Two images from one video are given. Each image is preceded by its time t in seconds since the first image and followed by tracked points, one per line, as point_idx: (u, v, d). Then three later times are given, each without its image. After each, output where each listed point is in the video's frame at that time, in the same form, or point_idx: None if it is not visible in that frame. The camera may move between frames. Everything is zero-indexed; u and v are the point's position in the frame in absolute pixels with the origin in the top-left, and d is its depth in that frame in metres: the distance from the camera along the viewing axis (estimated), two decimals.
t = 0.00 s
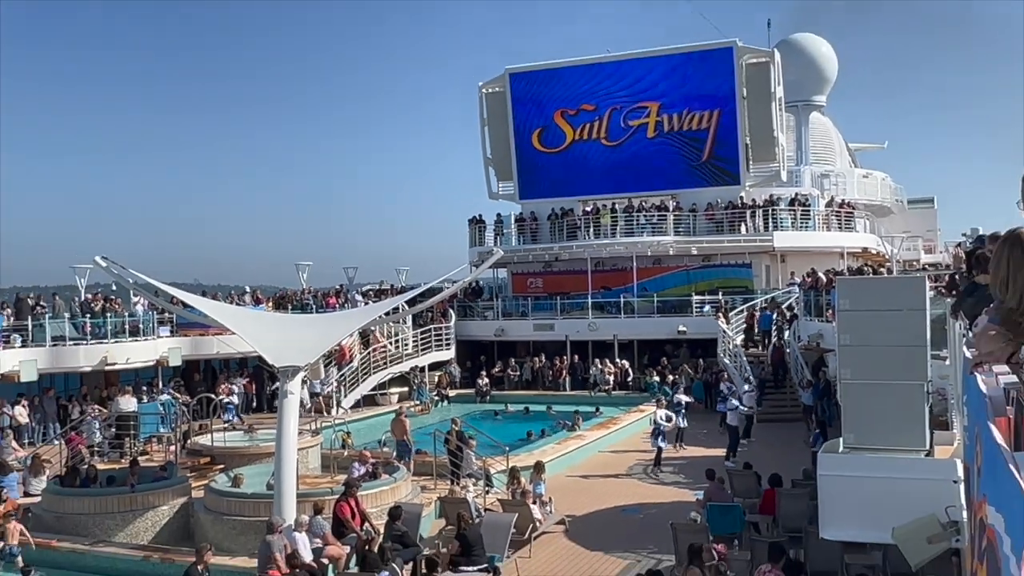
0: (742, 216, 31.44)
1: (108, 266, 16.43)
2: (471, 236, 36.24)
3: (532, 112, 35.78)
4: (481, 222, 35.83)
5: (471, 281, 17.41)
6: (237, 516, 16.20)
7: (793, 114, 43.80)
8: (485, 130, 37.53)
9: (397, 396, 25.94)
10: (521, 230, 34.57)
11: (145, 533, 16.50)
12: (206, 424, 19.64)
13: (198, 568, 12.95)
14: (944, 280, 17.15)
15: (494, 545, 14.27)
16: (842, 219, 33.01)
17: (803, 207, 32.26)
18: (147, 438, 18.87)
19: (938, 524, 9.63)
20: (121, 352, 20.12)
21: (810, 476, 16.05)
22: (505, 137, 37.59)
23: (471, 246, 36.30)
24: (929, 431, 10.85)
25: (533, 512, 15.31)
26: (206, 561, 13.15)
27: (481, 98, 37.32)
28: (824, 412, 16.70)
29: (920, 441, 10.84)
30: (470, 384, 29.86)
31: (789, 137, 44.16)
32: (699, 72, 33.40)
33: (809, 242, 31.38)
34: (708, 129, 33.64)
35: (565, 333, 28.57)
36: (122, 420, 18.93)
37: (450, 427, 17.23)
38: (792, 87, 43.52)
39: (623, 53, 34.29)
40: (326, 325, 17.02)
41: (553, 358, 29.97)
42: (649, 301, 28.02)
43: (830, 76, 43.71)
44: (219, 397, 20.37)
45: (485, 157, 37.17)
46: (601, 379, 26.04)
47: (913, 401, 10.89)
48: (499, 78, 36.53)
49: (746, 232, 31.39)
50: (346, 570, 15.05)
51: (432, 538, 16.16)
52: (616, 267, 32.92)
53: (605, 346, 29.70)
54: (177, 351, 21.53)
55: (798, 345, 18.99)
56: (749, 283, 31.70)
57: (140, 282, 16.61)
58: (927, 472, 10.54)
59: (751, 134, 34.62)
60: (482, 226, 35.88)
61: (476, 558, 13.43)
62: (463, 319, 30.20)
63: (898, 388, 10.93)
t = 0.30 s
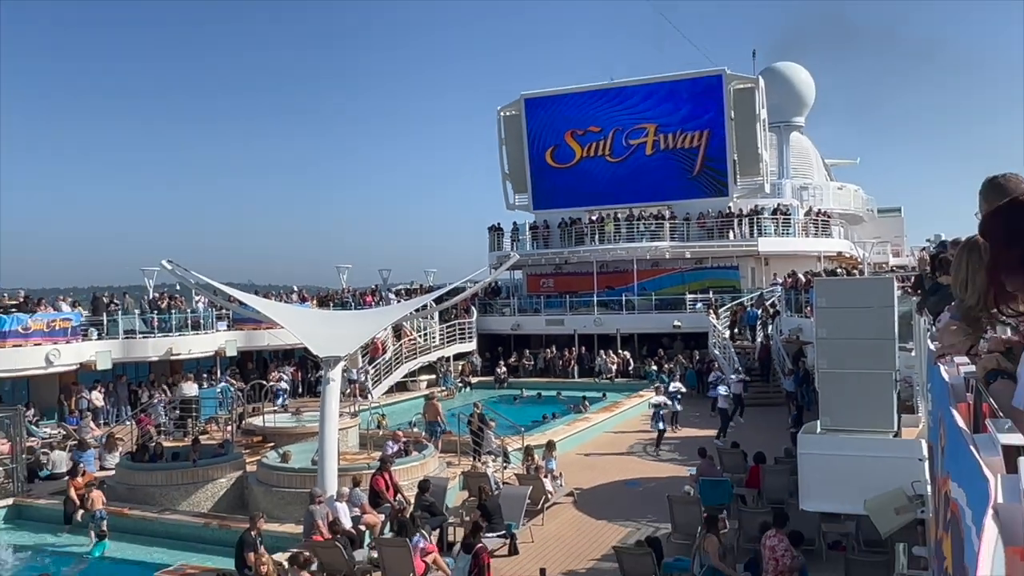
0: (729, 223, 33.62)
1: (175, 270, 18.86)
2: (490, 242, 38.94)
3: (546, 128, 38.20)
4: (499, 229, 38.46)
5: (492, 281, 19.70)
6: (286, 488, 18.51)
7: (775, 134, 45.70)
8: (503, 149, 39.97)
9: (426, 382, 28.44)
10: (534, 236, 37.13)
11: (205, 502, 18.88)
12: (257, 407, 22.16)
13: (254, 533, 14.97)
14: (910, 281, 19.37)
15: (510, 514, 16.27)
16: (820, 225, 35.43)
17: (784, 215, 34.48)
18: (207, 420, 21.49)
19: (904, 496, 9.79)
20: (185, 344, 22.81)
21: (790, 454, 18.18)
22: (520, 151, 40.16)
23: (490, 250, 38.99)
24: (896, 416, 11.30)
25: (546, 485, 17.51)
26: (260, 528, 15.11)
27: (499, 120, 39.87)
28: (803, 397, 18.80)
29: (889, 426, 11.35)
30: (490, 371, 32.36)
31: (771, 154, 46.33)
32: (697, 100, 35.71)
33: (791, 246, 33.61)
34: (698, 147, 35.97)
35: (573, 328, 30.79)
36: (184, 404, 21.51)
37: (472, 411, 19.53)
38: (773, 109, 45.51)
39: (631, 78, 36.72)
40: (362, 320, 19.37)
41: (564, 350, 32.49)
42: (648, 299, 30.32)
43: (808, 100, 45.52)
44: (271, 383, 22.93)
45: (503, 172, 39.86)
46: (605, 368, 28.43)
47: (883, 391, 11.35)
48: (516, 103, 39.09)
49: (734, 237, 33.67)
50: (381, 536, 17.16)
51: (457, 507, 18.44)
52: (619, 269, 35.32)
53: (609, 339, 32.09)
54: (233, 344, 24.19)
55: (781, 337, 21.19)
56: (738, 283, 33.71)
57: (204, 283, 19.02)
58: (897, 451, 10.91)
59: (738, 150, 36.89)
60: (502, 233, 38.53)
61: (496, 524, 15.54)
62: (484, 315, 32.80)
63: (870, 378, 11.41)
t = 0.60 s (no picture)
0: (734, 225, 34.81)
1: (214, 271, 20.20)
2: (507, 243, 40.26)
3: (559, 135, 39.54)
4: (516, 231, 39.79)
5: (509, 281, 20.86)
6: (316, 474, 19.71)
7: (777, 140, 47.84)
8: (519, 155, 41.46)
9: (447, 375, 29.72)
10: (549, 237, 38.39)
11: (240, 487, 20.18)
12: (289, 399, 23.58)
13: (285, 517, 15.83)
14: (907, 279, 20.36)
15: (528, 499, 17.32)
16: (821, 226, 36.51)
17: (787, 216, 35.48)
18: (242, 411, 22.95)
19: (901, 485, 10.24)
20: (222, 340, 24.44)
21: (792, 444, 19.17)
22: (535, 156, 41.55)
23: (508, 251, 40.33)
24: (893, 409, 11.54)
25: (560, 472, 18.58)
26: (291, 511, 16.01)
27: (515, 128, 41.31)
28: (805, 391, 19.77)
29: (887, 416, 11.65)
30: (508, 366, 33.66)
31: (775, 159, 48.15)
32: (703, 110, 36.63)
33: (793, 247, 34.66)
34: (711, 152, 36.84)
35: (587, 324, 32.02)
36: (221, 396, 22.98)
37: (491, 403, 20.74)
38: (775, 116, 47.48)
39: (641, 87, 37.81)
40: (384, 316, 20.56)
41: (577, 345, 33.75)
42: (658, 296, 31.31)
43: (808, 108, 47.39)
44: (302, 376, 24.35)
45: (519, 177, 41.32)
46: (616, 362, 29.51)
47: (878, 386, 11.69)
48: (531, 111, 40.44)
49: (739, 239, 34.75)
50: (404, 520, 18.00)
51: (477, 492, 19.58)
52: (630, 268, 36.51)
53: (620, 334, 33.26)
54: (266, 339, 25.78)
55: (784, 333, 22.24)
56: (743, 282, 34.30)
57: (240, 283, 20.35)
58: (895, 442, 11.15)
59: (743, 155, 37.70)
60: (518, 235, 39.88)
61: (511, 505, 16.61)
62: (501, 312, 34.13)
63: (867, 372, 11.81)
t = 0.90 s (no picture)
0: (742, 225, 35.30)
1: (238, 270, 20.91)
2: (521, 243, 40.93)
3: (570, 137, 40.18)
4: (530, 231, 40.46)
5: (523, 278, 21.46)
6: (337, 467, 20.37)
7: (785, 141, 48.09)
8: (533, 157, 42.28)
9: (464, 371, 30.41)
10: (561, 237, 39.04)
11: (264, 479, 20.93)
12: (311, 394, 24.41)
13: (308, 508, 16.20)
14: (913, 277, 20.78)
15: (542, 491, 18.15)
16: (827, 225, 37.01)
17: (794, 216, 35.94)
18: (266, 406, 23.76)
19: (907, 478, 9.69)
20: (246, 337, 25.66)
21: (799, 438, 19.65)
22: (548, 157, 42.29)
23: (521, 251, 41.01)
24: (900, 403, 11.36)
25: (573, 465, 19.15)
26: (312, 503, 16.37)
27: (528, 130, 42.05)
28: (812, 386, 20.27)
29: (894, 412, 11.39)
30: (522, 362, 34.31)
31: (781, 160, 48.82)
32: (713, 115, 37.14)
33: (801, 246, 35.10)
34: (718, 154, 37.38)
35: (599, 321, 32.56)
36: (247, 391, 23.82)
37: (506, 398, 21.39)
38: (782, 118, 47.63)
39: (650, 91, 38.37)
40: (403, 314, 21.21)
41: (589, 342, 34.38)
42: (668, 295, 31.91)
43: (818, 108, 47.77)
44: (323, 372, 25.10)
45: (533, 179, 42.16)
46: (628, 358, 30.01)
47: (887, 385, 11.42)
48: (544, 114, 41.20)
49: (747, 238, 35.30)
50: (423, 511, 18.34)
51: (492, 485, 20.20)
52: (641, 266, 37.05)
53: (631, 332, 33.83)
54: (289, 336, 26.97)
55: (792, 330, 22.72)
56: (751, 280, 34.34)
57: (264, 281, 21.06)
58: (906, 436, 10.77)
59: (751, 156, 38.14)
60: (531, 235, 40.55)
61: (527, 502, 17.63)
62: (516, 310, 34.79)
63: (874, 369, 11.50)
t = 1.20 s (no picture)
0: (715, 233, 39.48)
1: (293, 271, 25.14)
2: (529, 249, 45.29)
3: (570, 160, 45.31)
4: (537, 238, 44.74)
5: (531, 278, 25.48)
6: (375, 436, 24.25)
7: (750, 163, 56.00)
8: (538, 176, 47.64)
9: (483, 355, 34.89)
10: (564, 242, 43.38)
11: (314, 445, 25.03)
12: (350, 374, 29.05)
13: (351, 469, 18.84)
14: (859, 276, 24.68)
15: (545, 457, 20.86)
16: (783, 233, 41.69)
17: (759, 224, 40.58)
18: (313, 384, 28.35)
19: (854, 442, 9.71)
20: (297, 326, 32.14)
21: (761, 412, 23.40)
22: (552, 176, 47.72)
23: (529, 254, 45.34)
24: (849, 382, 11.80)
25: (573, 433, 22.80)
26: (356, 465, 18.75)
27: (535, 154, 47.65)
28: (774, 369, 24.01)
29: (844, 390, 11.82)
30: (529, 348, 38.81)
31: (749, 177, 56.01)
32: (692, 141, 41.88)
33: (764, 251, 39.74)
34: (689, 173, 42.28)
35: (594, 314, 36.74)
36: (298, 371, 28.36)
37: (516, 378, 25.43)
38: (748, 143, 55.89)
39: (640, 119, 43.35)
40: (434, 310, 25.23)
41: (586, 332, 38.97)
42: (653, 292, 35.93)
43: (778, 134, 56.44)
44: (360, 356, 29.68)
45: (538, 195, 47.50)
46: (619, 345, 34.22)
47: (836, 369, 11.85)
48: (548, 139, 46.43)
49: (720, 244, 39.55)
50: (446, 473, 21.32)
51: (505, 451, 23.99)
52: (629, 268, 41.35)
53: (621, 323, 38.53)
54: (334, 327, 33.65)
55: (759, 321, 26.70)
56: (721, 279, 39.53)
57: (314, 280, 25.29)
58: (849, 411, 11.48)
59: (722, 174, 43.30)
60: (538, 241, 44.91)
61: (534, 465, 20.35)
62: (525, 304, 39.36)
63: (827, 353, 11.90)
